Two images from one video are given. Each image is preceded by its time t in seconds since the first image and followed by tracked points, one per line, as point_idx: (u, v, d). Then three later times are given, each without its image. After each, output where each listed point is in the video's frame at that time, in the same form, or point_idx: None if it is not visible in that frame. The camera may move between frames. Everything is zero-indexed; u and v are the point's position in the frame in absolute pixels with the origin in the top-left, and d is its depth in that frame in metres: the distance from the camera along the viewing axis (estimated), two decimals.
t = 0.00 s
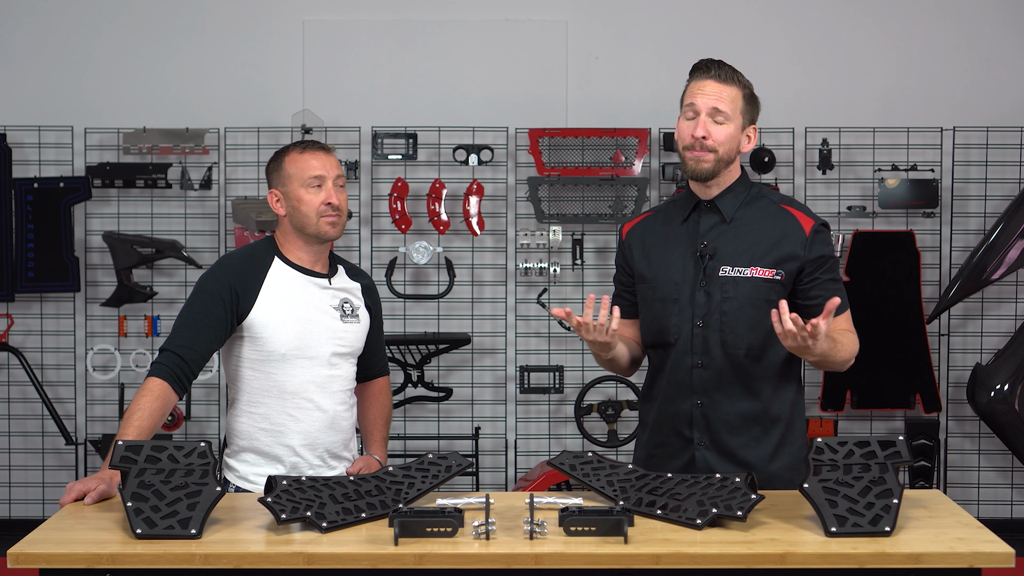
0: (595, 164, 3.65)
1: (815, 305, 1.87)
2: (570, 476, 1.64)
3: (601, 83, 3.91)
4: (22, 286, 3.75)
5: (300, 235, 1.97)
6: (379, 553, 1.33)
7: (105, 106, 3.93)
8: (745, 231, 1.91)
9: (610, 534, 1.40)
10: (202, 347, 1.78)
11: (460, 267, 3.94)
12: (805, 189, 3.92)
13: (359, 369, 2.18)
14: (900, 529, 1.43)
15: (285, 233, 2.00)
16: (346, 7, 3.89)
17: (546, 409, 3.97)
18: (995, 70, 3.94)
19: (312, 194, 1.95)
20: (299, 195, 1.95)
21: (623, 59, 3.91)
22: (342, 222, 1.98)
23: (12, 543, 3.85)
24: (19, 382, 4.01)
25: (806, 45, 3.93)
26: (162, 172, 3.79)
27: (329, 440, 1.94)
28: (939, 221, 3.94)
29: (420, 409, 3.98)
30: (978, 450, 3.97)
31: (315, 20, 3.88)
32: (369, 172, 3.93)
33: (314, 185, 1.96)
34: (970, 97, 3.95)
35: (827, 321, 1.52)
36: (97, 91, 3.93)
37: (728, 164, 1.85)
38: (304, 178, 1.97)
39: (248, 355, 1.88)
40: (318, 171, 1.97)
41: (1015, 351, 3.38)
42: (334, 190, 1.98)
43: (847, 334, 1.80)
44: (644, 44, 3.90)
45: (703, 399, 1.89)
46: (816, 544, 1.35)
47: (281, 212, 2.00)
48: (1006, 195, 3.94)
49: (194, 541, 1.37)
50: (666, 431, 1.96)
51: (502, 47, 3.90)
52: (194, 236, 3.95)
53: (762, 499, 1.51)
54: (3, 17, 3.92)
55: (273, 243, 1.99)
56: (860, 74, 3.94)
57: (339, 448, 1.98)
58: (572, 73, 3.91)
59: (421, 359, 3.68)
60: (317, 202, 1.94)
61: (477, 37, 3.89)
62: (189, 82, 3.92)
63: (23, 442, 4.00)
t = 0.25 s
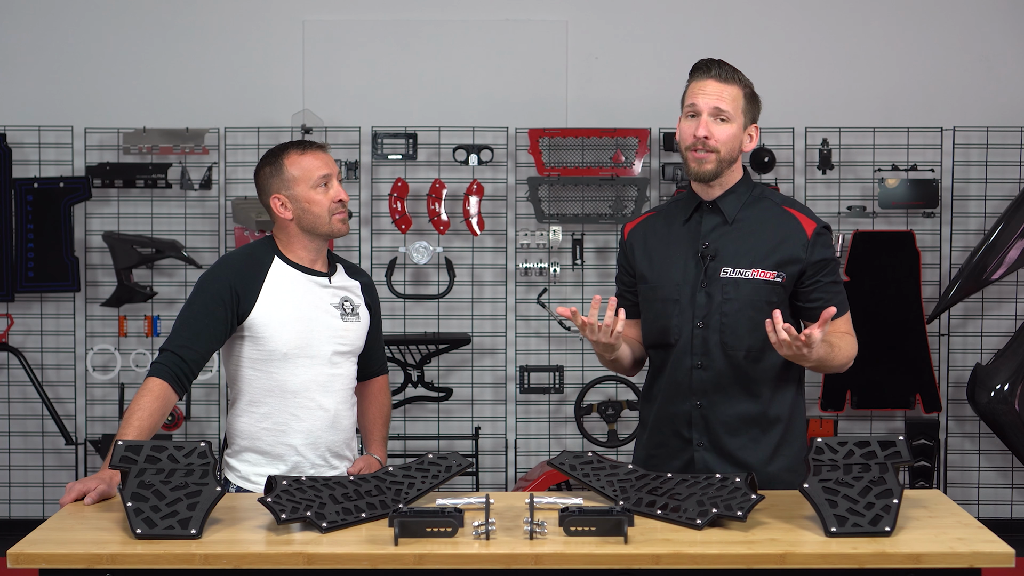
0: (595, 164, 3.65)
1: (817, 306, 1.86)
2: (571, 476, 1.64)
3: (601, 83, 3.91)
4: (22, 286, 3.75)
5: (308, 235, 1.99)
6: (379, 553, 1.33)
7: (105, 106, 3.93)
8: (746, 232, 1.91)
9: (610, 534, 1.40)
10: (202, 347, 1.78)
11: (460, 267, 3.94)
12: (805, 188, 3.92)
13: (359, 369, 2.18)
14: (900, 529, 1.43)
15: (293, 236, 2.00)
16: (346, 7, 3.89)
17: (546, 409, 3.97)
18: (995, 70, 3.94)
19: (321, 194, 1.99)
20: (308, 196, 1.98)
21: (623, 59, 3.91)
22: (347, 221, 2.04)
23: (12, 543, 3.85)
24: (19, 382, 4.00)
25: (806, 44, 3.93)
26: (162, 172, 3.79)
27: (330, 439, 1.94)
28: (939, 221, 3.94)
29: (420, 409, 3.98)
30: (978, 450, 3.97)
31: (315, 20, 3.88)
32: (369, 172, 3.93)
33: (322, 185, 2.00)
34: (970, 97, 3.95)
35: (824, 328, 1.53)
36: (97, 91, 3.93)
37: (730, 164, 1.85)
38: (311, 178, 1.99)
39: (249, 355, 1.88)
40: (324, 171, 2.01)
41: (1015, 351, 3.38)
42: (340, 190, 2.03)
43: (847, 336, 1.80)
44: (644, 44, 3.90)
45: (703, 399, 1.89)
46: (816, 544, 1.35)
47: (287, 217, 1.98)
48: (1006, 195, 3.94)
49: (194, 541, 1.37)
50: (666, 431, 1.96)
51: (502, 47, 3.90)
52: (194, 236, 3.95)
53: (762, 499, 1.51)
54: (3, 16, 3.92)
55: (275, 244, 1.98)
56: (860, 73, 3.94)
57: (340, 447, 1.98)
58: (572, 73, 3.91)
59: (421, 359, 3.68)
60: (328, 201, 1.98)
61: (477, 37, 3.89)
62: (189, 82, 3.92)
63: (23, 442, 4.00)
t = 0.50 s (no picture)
0: (595, 164, 3.65)
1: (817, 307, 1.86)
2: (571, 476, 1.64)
3: (601, 82, 3.91)
4: (22, 286, 3.75)
5: (306, 234, 1.98)
6: (379, 553, 1.33)
7: (105, 106, 3.93)
8: (747, 233, 1.91)
9: (610, 534, 1.40)
10: (203, 347, 1.78)
11: (460, 267, 3.94)
12: (805, 188, 3.92)
13: (358, 368, 2.18)
14: (900, 529, 1.43)
15: (291, 236, 2.00)
16: (346, 8, 3.89)
17: (546, 409, 3.97)
18: (995, 70, 3.94)
19: (318, 193, 1.98)
20: (305, 196, 1.97)
21: (623, 59, 3.91)
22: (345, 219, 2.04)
23: (12, 543, 3.85)
24: (19, 382, 4.00)
25: (806, 44, 3.92)
26: (162, 172, 3.79)
27: (330, 438, 1.94)
28: (939, 221, 3.94)
29: (420, 409, 3.98)
30: (978, 450, 3.97)
31: (315, 20, 3.88)
32: (369, 172, 3.93)
33: (318, 184, 2.00)
34: (970, 97, 3.95)
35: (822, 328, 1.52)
36: (97, 91, 3.93)
37: (731, 164, 1.85)
38: (308, 178, 1.99)
39: (249, 355, 1.87)
40: (321, 170, 2.01)
41: (1015, 351, 3.38)
42: (337, 189, 2.03)
43: (848, 337, 1.80)
44: (644, 44, 3.90)
45: (703, 400, 1.89)
46: (816, 544, 1.35)
47: (284, 217, 1.97)
48: (1006, 196, 3.94)
49: (194, 541, 1.37)
50: (666, 432, 1.96)
51: (502, 47, 3.89)
52: (194, 236, 3.95)
53: (763, 499, 1.50)
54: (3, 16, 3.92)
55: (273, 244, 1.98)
56: (860, 74, 3.94)
57: (340, 447, 1.98)
58: (572, 73, 3.91)
59: (421, 359, 3.67)
60: (325, 200, 1.98)
61: (477, 37, 3.89)
62: (189, 82, 3.92)
63: (23, 442, 4.00)
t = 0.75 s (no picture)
0: (595, 164, 3.65)
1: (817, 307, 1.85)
2: (571, 476, 1.64)
3: (601, 82, 3.91)
4: (22, 286, 3.75)
5: (303, 234, 1.98)
6: (379, 553, 1.33)
7: (105, 106, 3.93)
8: (748, 233, 1.91)
9: (610, 534, 1.40)
10: (202, 348, 1.78)
11: (460, 267, 3.94)
12: (805, 188, 3.92)
13: (358, 368, 2.17)
14: (900, 530, 1.43)
15: (289, 236, 2.00)
16: (345, 7, 3.89)
17: (546, 409, 3.97)
18: (995, 70, 3.94)
19: (315, 193, 1.98)
20: (301, 195, 1.97)
21: (623, 59, 3.90)
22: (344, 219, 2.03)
23: (12, 543, 3.85)
24: (18, 382, 4.00)
25: (806, 44, 3.93)
26: (162, 172, 3.78)
27: (329, 438, 1.94)
28: (939, 221, 3.94)
29: (420, 409, 3.98)
30: (978, 450, 3.97)
31: (315, 20, 3.88)
32: (369, 172, 3.93)
33: (316, 184, 1.99)
34: (969, 97, 3.95)
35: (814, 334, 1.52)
36: (97, 91, 3.93)
37: (732, 163, 1.85)
38: (305, 178, 1.99)
39: (249, 355, 1.87)
40: (318, 170, 2.01)
41: (1015, 351, 3.38)
42: (334, 189, 2.02)
43: (846, 340, 1.80)
44: (644, 44, 3.90)
45: (702, 401, 1.89)
46: (816, 544, 1.35)
47: (281, 217, 1.98)
48: (1006, 196, 3.94)
49: (194, 541, 1.37)
50: (665, 432, 1.96)
51: (502, 47, 3.89)
52: (193, 236, 3.95)
53: (763, 499, 1.50)
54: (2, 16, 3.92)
55: (272, 244, 1.98)
56: (860, 74, 3.94)
57: (340, 447, 1.98)
58: (572, 73, 3.91)
59: (421, 359, 3.67)
60: (322, 200, 1.97)
61: (477, 37, 3.89)
62: (189, 82, 3.92)
63: (23, 442, 4.00)
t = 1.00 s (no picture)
0: (595, 164, 3.65)
1: (815, 308, 1.85)
2: (570, 476, 1.64)
3: (601, 82, 3.91)
4: (22, 286, 3.75)
5: (303, 235, 1.98)
6: (379, 553, 1.33)
7: (105, 106, 3.93)
8: (747, 233, 1.90)
9: (610, 534, 1.40)
10: (202, 348, 1.78)
11: (460, 267, 3.94)
12: (805, 188, 3.92)
13: (358, 368, 2.17)
14: (900, 530, 1.43)
15: (289, 236, 2.00)
16: (346, 7, 3.89)
17: (546, 409, 3.97)
18: (995, 70, 3.94)
19: (314, 194, 1.98)
20: (300, 196, 1.97)
21: (623, 59, 3.90)
22: (343, 220, 2.03)
23: (12, 543, 3.85)
24: (18, 382, 4.00)
25: (807, 44, 3.92)
26: (162, 172, 3.78)
27: (329, 438, 1.94)
28: (939, 221, 3.94)
29: (420, 409, 3.98)
30: (978, 450, 3.97)
31: (315, 20, 3.88)
32: (369, 172, 3.93)
33: (315, 185, 1.99)
34: (969, 97, 3.95)
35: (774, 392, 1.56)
36: (97, 91, 3.93)
37: (733, 169, 1.86)
38: (305, 178, 1.99)
39: (248, 355, 1.87)
40: (318, 170, 2.00)
41: (1015, 351, 3.38)
42: (334, 189, 2.02)
43: (838, 349, 1.82)
44: (644, 43, 3.90)
45: (700, 400, 1.89)
46: (816, 544, 1.35)
47: (281, 217, 1.98)
48: (1006, 195, 3.94)
49: (194, 541, 1.37)
50: (664, 432, 1.96)
51: (502, 47, 3.89)
52: (194, 235, 3.95)
53: (762, 499, 1.50)
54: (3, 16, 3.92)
55: (272, 244, 1.98)
56: (860, 74, 3.94)
57: (339, 447, 1.98)
58: (572, 73, 3.91)
59: (421, 359, 3.67)
60: (321, 201, 1.97)
61: (477, 37, 3.89)
62: (189, 82, 3.92)
63: (23, 442, 4.00)
